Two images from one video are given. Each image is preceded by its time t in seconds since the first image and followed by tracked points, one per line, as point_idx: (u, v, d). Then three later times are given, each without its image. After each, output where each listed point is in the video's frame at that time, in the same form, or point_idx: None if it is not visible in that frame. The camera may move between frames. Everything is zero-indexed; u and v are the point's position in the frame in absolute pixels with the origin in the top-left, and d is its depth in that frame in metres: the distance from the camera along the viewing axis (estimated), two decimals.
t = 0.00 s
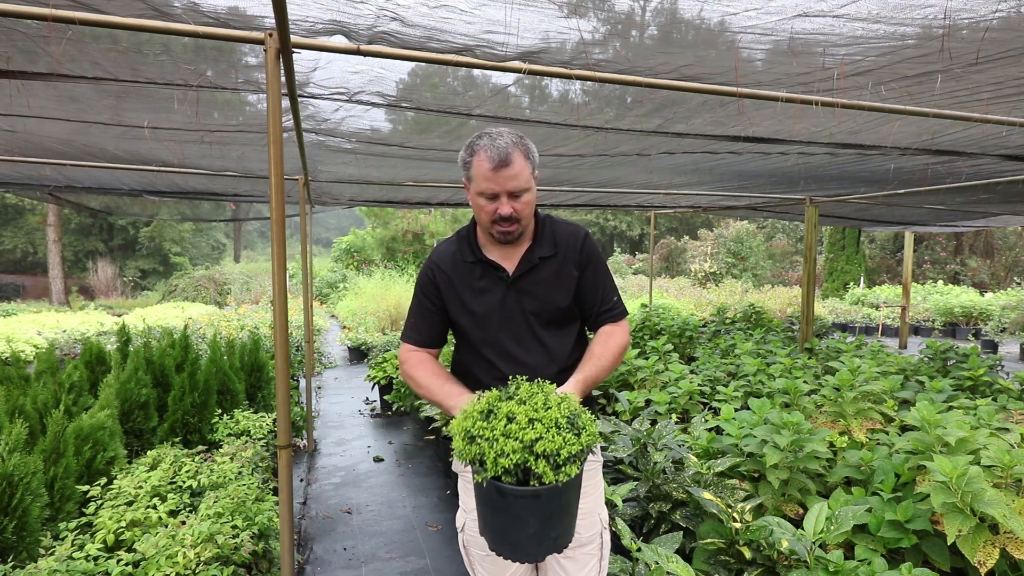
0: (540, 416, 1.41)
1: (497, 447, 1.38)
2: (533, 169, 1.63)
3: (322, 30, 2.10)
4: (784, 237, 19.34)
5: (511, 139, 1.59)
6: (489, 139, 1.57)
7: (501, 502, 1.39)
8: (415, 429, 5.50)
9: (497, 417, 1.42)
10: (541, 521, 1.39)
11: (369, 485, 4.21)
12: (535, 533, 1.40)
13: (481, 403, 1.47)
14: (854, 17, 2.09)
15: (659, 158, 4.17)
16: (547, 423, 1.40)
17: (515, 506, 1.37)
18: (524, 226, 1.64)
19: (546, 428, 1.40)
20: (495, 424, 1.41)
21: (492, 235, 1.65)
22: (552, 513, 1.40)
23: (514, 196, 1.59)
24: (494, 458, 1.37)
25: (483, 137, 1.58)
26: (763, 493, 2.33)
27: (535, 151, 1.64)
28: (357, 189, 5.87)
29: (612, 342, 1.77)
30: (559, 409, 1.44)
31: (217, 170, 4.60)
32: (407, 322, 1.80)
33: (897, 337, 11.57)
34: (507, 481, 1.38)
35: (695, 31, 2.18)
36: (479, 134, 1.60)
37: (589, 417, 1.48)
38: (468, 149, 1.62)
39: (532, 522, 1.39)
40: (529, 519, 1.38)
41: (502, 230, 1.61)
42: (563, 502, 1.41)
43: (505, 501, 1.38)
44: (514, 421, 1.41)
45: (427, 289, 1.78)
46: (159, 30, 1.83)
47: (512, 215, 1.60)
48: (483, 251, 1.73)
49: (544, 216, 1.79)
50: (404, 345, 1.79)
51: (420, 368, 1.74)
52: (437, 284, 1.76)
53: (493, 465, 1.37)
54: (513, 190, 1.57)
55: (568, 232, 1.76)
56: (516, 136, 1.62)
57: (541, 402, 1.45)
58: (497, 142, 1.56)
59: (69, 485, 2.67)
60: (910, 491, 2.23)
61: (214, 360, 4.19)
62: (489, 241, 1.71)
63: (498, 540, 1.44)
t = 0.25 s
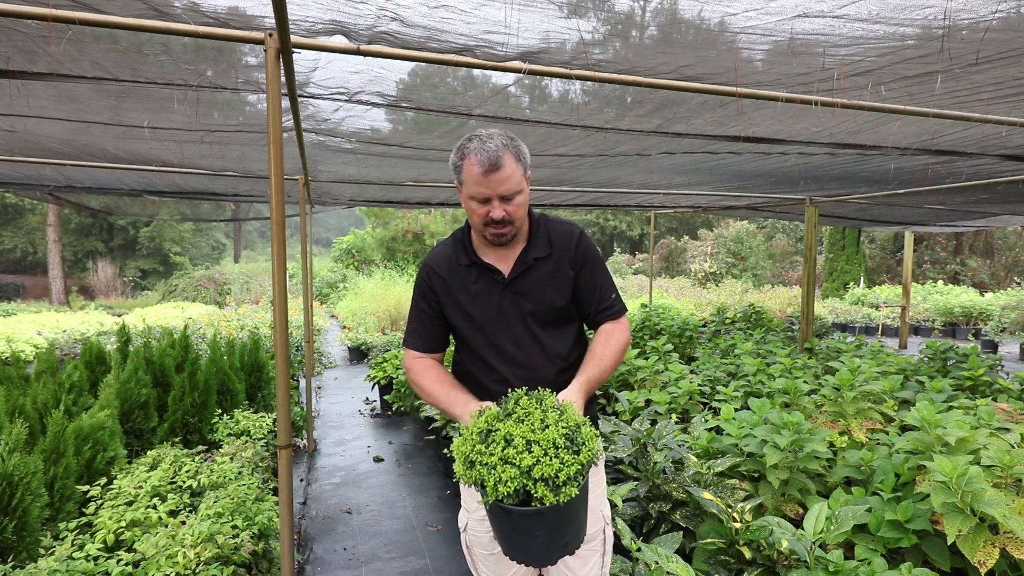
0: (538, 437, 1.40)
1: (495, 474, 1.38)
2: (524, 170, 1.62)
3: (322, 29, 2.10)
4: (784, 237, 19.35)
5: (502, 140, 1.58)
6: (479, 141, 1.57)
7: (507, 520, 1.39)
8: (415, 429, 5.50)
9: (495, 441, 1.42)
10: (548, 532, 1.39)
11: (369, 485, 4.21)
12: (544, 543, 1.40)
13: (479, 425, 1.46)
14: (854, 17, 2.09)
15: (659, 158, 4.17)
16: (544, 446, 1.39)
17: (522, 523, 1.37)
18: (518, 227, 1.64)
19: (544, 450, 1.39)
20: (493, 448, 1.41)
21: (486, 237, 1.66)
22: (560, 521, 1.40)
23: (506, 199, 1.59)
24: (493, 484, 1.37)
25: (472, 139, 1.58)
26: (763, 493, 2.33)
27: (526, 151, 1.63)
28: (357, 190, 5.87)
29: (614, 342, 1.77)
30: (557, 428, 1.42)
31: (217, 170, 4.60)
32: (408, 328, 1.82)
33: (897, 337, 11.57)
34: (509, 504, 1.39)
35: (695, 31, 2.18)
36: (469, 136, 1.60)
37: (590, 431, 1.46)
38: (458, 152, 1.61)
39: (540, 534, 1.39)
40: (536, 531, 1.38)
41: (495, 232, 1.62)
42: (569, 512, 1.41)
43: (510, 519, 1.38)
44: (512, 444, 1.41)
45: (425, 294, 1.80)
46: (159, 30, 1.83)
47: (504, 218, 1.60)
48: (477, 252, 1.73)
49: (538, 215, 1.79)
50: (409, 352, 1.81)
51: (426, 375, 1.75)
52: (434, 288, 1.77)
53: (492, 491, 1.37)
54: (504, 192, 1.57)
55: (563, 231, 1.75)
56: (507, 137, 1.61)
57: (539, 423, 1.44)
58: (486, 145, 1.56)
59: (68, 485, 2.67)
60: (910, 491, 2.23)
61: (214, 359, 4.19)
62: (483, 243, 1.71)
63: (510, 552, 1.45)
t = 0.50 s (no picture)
0: (537, 446, 1.40)
1: (496, 485, 1.39)
2: (525, 170, 1.62)
3: (322, 30, 2.10)
4: (784, 237, 19.35)
5: (502, 140, 1.58)
6: (480, 140, 1.57)
7: (512, 526, 1.41)
8: (415, 429, 5.50)
9: (495, 452, 1.43)
10: (556, 536, 1.41)
11: (369, 485, 4.21)
12: (553, 546, 1.42)
13: (480, 436, 1.48)
14: (854, 17, 2.09)
15: (658, 158, 4.17)
16: (542, 455, 1.39)
17: (527, 529, 1.39)
18: (517, 227, 1.64)
19: (542, 459, 1.39)
20: (493, 460, 1.42)
21: (485, 236, 1.66)
22: (567, 524, 1.41)
23: (506, 199, 1.59)
24: (494, 496, 1.39)
25: (474, 138, 1.58)
26: (763, 493, 2.33)
27: (527, 152, 1.63)
28: (357, 190, 5.87)
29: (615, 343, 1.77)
30: (555, 436, 1.42)
31: (217, 170, 4.60)
32: (405, 325, 1.83)
33: (897, 337, 11.57)
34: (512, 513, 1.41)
35: (695, 31, 2.18)
36: (470, 135, 1.60)
37: (590, 435, 1.45)
38: (458, 151, 1.61)
39: (547, 538, 1.41)
40: (544, 537, 1.40)
41: (495, 232, 1.62)
42: (575, 516, 1.42)
43: (516, 525, 1.40)
44: (511, 455, 1.41)
45: (423, 291, 1.80)
46: (159, 30, 1.83)
47: (504, 218, 1.60)
48: (477, 252, 1.73)
49: (538, 216, 1.79)
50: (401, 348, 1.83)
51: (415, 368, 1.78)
52: (432, 285, 1.78)
53: (493, 503, 1.39)
54: (504, 192, 1.57)
55: (563, 232, 1.75)
56: (508, 137, 1.61)
57: (538, 431, 1.44)
58: (488, 145, 1.55)
59: (69, 485, 2.67)
60: (910, 491, 2.23)
61: (214, 359, 4.19)
62: (483, 243, 1.71)
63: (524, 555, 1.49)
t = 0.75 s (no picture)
0: (546, 441, 1.38)
1: (507, 483, 1.34)
2: (522, 166, 1.63)
3: (322, 30, 2.10)
4: (784, 237, 19.35)
5: (499, 137, 1.58)
6: (477, 138, 1.57)
7: (527, 526, 1.38)
8: (415, 429, 5.50)
9: (503, 450, 1.39)
10: (571, 531, 1.39)
11: (369, 485, 4.21)
12: (568, 542, 1.41)
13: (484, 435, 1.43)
14: (854, 18, 2.09)
15: (658, 158, 4.17)
16: (552, 449, 1.37)
17: (543, 527, 1.37)
18: (515, 223, 1.64)
19: (552, 454, 1.37)
20: (502, 458, 1.38)
21: (484, 233, 1.66)
22: (581, 519, 1.39)
23: (503, 195, 1.59)
24: (506, 495, 1.34)
25: (471, 135, 1.58)
26: (763, 493, 2.33)
27: (524, 148, 1.63)
28: (357, 189, 5.87)
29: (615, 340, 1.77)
30: (564, 430, 1.40)
31: (217, 170, 4.60)
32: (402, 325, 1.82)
33: (897, 337, 11.58)
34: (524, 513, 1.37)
35: (695, 32, 2.18)
36: (468, 133, 1.60)
37: (597, 428, 1.44)
38: (456, 149, 1.61)
39: (563, 536, 1.39)
40: (558, 534, 1.38)
41: (493, 228, 1.62)
42: (588, 510, 1.40)
43: (531, 525, 1.37)
44: (519, 452, 1.38)
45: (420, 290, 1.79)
46: (159, 30, 1.83)
47: (502, 213, 1.60)
48: (476, 250, 1.73)
49: (536, 214, 1.79)
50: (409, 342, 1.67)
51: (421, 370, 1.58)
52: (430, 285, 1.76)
53: (504, 501, 1.34)
54: (502, 188, 1.57)
55: (561, 231, 1.76)
56: (505, 133, 1.61)
57: (545, 426, 1.42)
58: (485, 142, 1.56)
59: (69, 485, 2.67)
60: (910, 491, 2.23)
61: (214, 359, 4.19)
62: (482, 241, 1.71)
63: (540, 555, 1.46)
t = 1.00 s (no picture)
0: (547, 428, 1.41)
1: (509, 468, 1.39)
2: (519, 166, 1.63)
3: (322, 30, 2.10)
4: (784, 237, 19.34)
5: (495, 136, 1.59)
6: (473, 138, 1.58)
7: (528, 514, 1.41)
8: (415, 429, 5.50)
9: (506, 436, 1.43)
10: (571, 521, 1.42)
11: (369, 485, 4.21)
12: (569, 532, 1.43)
13: (488, 424, 1.49)
14: (854, 18, 2.09)
15: (659, 158, 4.17)
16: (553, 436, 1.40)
17: (544, 515, 1.39)
18: (514, 224, 1.64)
19: (553, 440, 1.40)
20: (505, 444, 1.42)
21: (482, 234, 1.65)
22: (581, 509, 1.42)
23: (500, 194, 1.59)
24: (508, 480, 1.39)
25: (467, 135, 1.58)
26: (763, 493, 2.33)
27: (520, 147, 1.64)
28: (357, 189, 5.87)
29: (614, 340, 1.79)
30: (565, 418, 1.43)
31: (217, 170, 4.60)
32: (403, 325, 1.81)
33: (897, 337, 11.57)
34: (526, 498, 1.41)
35: (695, 32, 2.18)
36: (465, 132, 1.60)
37: (598, 416, 1.47)
38: (452, 149, 1.61)
39: (563, 525, 1.42)
40: (559, 523, 1.41)
41: (491, 229, 1.61)
42: (588, 500, 1.43)
43: (532, 513, 1.40)
44: (521, 438, 1.42)
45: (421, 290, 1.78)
46: (159, 30, 1.83)
47: (499, 213, 1.60)
48: (478, 251, 1.73)
49: (537, 215, 1.79)
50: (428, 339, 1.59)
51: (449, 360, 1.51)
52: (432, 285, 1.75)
53: (506, 486, 1.39)
54: (498, 187, 1.57)
55: (562, 231, 1.77)
56: (501, 133, 1.61)
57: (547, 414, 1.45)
58: (480, 142, 1.56)
59: (68, 485, 2.67)
60: (910, 491, 2.23)
61: (214, 360, 4.19)
62: (483, 242, 1.71)
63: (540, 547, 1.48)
